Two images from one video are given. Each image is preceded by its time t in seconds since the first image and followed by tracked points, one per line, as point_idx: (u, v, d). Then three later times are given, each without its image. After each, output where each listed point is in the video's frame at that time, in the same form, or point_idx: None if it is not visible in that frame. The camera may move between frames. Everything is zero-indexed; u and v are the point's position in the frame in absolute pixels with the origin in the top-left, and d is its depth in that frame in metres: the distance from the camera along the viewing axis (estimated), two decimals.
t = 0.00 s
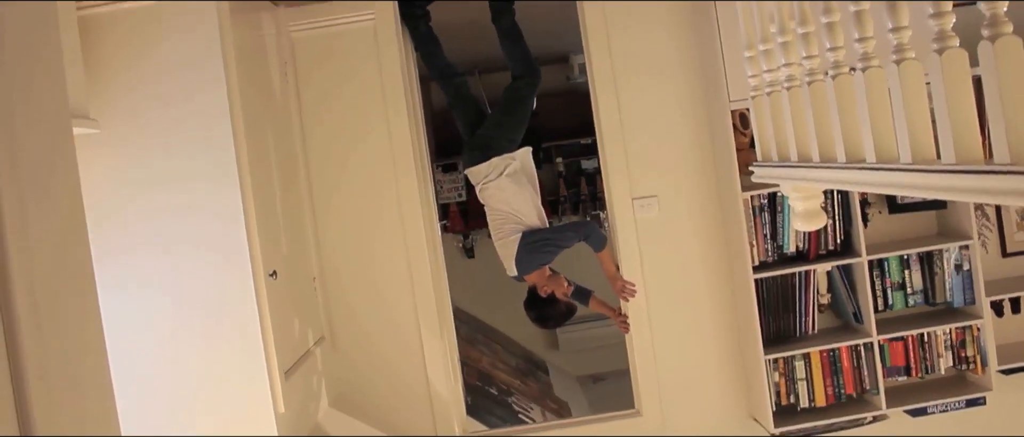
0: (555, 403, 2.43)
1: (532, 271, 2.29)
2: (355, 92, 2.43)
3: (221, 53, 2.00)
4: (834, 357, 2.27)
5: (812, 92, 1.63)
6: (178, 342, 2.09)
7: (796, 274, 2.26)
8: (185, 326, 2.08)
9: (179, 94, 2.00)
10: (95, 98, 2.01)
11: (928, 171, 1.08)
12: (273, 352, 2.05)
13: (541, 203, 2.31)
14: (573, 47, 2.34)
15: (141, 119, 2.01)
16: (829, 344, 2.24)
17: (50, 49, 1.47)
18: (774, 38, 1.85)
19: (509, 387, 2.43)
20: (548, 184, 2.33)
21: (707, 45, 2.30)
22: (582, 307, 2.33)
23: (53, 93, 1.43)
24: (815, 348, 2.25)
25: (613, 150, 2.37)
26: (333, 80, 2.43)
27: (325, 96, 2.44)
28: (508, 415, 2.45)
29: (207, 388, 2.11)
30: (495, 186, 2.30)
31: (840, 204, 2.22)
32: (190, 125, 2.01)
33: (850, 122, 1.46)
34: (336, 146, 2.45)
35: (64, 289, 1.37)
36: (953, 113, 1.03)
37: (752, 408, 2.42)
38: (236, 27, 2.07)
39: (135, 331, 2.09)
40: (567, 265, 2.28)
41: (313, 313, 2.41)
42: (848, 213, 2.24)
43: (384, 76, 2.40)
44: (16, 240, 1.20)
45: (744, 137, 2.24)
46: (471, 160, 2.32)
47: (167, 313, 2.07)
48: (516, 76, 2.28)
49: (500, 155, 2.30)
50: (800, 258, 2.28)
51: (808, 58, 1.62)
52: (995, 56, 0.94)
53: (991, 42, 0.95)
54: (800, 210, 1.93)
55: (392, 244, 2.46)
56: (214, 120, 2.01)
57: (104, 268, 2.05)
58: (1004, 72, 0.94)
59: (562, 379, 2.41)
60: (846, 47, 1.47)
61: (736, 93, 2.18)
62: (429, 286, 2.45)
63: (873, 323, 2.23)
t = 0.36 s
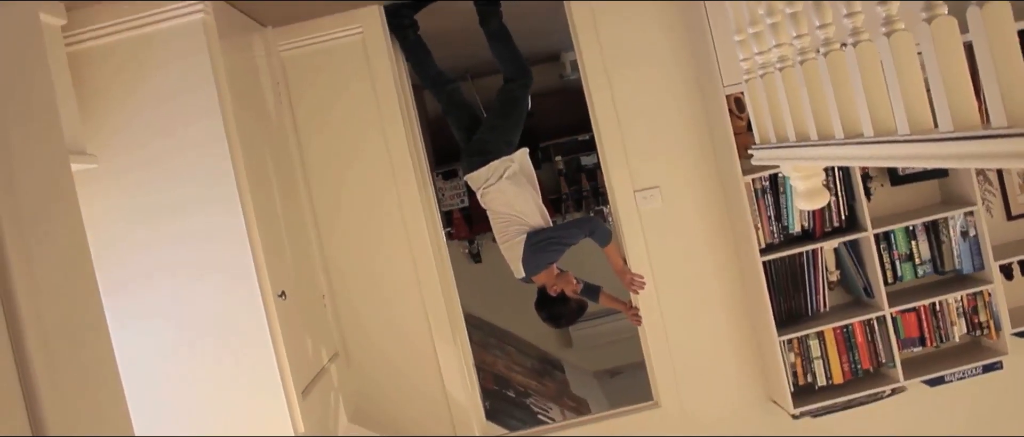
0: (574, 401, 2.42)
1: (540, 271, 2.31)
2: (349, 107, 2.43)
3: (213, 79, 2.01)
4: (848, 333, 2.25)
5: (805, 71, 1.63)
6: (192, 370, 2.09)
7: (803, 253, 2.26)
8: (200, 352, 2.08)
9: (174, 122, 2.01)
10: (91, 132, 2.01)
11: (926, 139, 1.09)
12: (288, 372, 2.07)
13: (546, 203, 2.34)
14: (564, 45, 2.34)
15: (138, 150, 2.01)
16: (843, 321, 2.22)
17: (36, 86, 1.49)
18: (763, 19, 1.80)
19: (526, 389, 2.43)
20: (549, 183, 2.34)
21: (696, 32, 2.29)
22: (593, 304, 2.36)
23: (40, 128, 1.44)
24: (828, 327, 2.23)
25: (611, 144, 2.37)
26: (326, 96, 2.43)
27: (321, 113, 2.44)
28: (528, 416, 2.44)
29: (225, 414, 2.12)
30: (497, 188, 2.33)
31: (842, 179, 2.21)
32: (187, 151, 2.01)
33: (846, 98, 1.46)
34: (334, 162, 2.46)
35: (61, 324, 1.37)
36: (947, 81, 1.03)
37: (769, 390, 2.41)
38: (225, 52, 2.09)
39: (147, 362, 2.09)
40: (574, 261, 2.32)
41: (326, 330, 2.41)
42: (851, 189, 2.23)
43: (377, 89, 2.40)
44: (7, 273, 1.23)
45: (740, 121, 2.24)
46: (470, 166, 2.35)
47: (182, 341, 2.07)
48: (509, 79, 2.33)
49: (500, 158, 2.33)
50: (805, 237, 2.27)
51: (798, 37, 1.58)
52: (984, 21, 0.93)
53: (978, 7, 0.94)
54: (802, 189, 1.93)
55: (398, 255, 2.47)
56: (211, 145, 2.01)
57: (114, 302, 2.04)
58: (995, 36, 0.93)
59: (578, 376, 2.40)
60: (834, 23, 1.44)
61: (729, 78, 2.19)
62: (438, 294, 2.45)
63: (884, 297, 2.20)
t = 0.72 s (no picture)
0: (593, 397, 2.42)
1: (549, 271, 2.30)
2: (344, 123, 2.44)
3: (205, 107, 2.01)
4: (860, 306, 2.24)
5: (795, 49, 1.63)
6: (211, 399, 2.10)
7: (809, 230, 2.26)
8: (217, 382, 2.08)
9: (171, 154, 2.01)
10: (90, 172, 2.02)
11: (923, 105, 1.09)
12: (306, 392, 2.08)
13: (549, 203, 2.33)
14: (552, 43, 2.34)
15: (138, 185, 2.01)
16: (856, 294, 2.21)
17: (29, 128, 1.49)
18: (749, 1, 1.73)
19: (545, 390, 2.43)
20: (551, 183, 2.34)
21: (683, 18, 2.28)
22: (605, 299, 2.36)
23: (38, 170, 1.45)
24: (841, 302, 2.23)
25: (608, 138, 2.37)
26: (320, 114, 2.44)
27: (316, 132, 2.45)
28: (550, 417, 2.45)
29: None
30: (499, 192, 2.32)
31: (841, 154, 2.21)
32: (187, 183, 2.01)
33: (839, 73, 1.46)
34: (334, 180, 2.46)
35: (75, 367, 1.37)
36: (937, 49, 1.02)
37: (787, 369, 2.41)
38: (215, 80, 2.09)
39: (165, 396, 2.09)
40: (582, 258, 2.33)
41: (341, 348, 2.42)
42: (851, 162, 2.23)
43: (371, 103, 2.42)
44: (17, 318, 1.23)
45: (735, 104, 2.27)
46: (470, 173, 2.33)
47: (198, 371, 2.08)
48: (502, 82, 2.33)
49: (499, 162, 2.32)
50: (810, 214, 2.28)
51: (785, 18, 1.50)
52: None
53: None
54: (803, 166, 1.93)
55: (405, 266, 2.47)
56: (210, 174, 2.01)
57: (127, 340, 2.06)
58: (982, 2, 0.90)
59: (595, 372, 2.39)
60: None
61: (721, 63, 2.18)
62: (449, 301, 2.45)
63: (894, 266, 2.20)
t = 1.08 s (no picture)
0: (613, 392, 2.42)
1: (558, 270, 2.28)
2: (340, 142, 2.45)
3: (200, 140, 2.02)
4: (871, 276, 2.24)
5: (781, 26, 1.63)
6: (234, 429, 2.09)
7: (813, 206, 2.25)
8: (238, 412, 2.08)
9: (172, 189, 2.02)
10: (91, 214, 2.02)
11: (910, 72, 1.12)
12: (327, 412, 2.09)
13: (551, 202, 2.34)
14: (539, 43, 2.34)
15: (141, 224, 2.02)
16: (865, 265, 2.20)
17: (27, 175, 1.50)
18: None
19: (565, 388, 2.43)
20: (552, 183, 2.34)
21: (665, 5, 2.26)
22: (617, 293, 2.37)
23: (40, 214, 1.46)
24: (851, 273, 2.22)
25: (604, 133, 2.38)
26: (317, 136, 2.46)
27: (314, 154, 2.46)
28: (571, 414, 2.45)
29: None
30: (500, 196, 2.31)
31: (838, 126, 2.21)
32: (189, 216, 2.02)
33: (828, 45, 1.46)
34: (336, 199, 2.47)
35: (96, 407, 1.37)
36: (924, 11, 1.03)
37: (805, 346, 2.41)
38: (207, 112, 2.10)
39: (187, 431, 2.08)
40: (588, 254, 2.33)
41: (358, 366, 2.42)
42: (849, 134, 2.23)
43: (365, 120, 2.43)
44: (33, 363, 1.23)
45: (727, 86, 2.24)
46: (470, 179, 2.34)
47: (218, 403, 2.07)
48: (493, 86, 2.32)
49: (497, 166, 2.31)
50: (813, 189, 2.27)
51: None
52: None
53: None
54: (801, 143, 1.96)
55: (414, 279, 2.47)
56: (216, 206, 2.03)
57: (143, 378, 2.04)
58: None
59: (613, 367, 2.40)
60: None
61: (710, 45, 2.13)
62: (461, 309, 2.45)
63: (901, 234, 2.19)
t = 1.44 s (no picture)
0: (631, 384, 2.42)
1: (565, 270, 2.31)
2: (338, 160, 2.45)
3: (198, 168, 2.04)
4: (879, 247, 2.24)
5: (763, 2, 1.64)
6: None
7: (814, 182, 2.25)
8: None
9: (173, 221, 2.04)
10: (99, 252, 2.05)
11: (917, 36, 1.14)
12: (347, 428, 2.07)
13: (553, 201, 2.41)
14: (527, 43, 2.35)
15: (146, 257, 2.05)
16: (871, 237, 2.19)
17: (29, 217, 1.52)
18: None
19: (582, 385, 2.46)
20: (552, 180, 2.41)
21: None
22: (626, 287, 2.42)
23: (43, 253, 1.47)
24: (858, 246, 2.22)
25: (599, 127, 2.33)
26: (315, 155, 2.46)
27: (314, 174, 2.47)
28: (592, 411, 2.45)
29: None
30: (501, 201, 2.33)
31: (833, 101, 2.20)
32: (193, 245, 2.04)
33: (811, 16, 1.47)
34: (339, 217, 2.48)
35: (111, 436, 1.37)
36: None
37: (817, 322, 2.39)
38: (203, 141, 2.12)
39: None
40: (594, 251, 2.39)
41: (375, 381, 2.42)
42: (844, 107, 2.23)
43: (361, 135, 2.43)
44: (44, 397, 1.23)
45: (720, 71, 2.24)
46: (469, 187, 2.34)
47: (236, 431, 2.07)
48: (485, 91, 2.37)
49: (496, 171, 2.32)
50: (813, 165, 2.28)
51: None
52: None
53: None
54: (796, 120, 1.98)
55: (423, 289, 2.46)
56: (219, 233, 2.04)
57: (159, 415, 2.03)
58: None
59: (630, 361, 2.42)
60: None
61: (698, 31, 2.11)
62: (472, 316, 2.44)
63: (904, 202, 2.18)
